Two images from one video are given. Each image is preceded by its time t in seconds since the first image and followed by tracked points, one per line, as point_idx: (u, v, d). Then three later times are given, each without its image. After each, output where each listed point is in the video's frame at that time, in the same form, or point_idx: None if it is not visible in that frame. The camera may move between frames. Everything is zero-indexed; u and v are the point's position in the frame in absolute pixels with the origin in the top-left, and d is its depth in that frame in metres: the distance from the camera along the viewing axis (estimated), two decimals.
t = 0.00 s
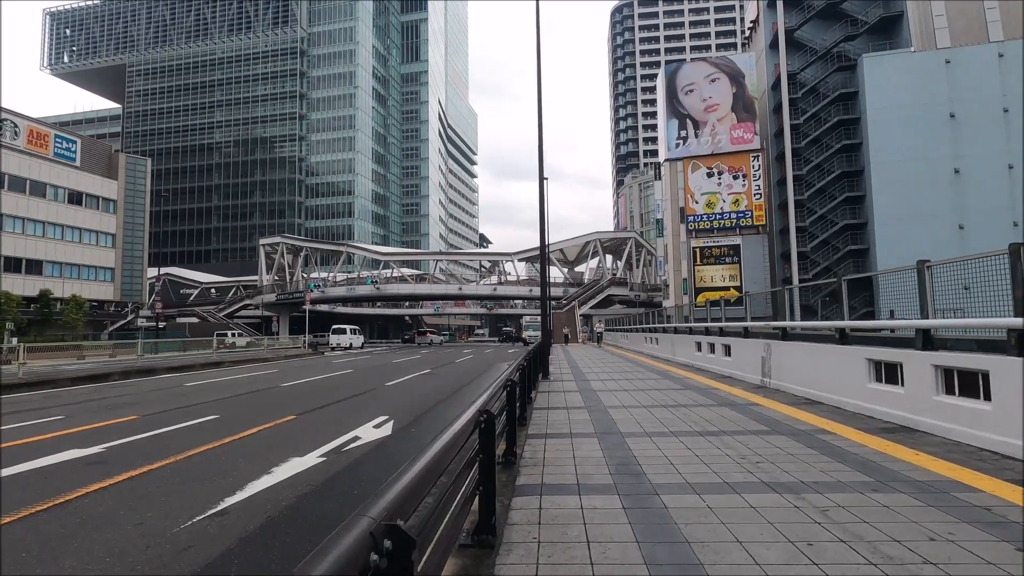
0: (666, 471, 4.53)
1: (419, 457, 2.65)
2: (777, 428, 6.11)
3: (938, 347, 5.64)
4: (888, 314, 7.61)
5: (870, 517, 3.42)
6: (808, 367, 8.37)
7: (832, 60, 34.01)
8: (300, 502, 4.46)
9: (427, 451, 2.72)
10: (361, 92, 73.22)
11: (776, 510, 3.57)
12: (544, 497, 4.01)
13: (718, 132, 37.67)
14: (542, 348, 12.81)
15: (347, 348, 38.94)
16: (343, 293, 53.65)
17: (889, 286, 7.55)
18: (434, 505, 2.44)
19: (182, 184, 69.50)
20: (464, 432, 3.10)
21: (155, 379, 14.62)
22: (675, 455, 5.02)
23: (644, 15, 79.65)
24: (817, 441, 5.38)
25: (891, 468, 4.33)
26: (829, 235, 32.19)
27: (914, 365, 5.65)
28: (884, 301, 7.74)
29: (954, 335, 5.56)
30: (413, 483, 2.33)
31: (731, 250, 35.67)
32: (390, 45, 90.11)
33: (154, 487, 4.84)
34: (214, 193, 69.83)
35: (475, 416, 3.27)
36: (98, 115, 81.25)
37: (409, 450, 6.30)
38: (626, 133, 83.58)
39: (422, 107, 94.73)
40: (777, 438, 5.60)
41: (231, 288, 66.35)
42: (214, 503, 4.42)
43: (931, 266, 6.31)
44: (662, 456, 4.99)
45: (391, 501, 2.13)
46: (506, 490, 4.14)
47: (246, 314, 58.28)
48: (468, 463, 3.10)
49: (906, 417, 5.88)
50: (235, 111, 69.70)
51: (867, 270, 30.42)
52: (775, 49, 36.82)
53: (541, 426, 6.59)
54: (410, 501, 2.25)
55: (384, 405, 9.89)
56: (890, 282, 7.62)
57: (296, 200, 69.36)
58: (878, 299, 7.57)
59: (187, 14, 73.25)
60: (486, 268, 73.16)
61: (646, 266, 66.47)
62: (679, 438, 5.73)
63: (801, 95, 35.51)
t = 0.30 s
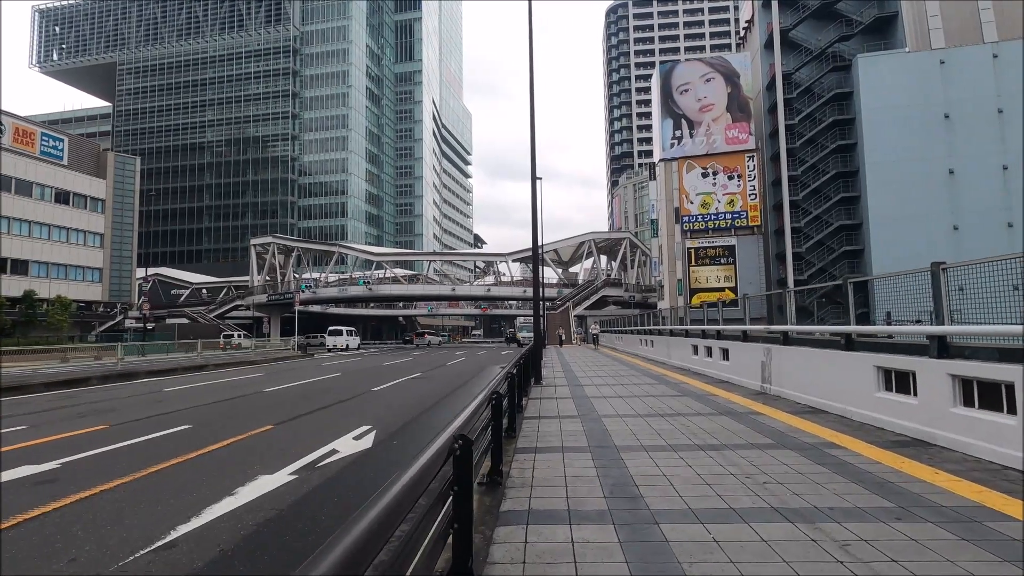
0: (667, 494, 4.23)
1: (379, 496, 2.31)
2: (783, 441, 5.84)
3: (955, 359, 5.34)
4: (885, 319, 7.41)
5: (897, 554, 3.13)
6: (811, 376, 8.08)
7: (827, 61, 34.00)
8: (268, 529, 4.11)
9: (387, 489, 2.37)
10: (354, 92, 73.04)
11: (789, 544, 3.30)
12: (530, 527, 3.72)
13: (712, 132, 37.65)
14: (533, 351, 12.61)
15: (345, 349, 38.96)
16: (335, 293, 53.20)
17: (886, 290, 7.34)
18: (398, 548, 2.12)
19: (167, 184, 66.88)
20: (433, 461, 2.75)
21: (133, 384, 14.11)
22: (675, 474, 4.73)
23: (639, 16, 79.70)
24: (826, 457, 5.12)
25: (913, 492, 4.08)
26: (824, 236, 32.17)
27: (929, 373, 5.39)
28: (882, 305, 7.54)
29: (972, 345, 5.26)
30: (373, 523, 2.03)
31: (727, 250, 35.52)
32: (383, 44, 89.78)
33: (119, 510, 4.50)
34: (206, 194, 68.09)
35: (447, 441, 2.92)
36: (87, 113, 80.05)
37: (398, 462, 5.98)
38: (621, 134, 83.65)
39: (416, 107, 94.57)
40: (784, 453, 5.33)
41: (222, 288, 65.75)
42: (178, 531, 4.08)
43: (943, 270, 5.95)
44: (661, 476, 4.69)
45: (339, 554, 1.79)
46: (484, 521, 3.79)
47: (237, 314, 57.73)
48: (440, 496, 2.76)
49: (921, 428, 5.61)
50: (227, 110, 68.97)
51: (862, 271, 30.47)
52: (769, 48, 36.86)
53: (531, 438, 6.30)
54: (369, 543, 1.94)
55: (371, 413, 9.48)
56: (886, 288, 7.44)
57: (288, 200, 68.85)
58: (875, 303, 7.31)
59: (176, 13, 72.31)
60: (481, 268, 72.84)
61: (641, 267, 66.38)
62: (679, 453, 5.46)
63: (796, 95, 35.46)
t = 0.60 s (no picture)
0: (674, 506, 3.95)
1: (353, 504, 2.04)
2: (796, 446, 5.57)
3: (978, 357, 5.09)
4: (882, 317, 7.21)
5: None
6: (815, 378, 7.86)
7: (823, 59, 33.89)
8: (238, 545, 3.80)
9: (365, 497, 2.09)
10: (348, 91, 73.06)
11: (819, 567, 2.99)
12: (523, 545, 3.43)
13: (709, 131, 37.49)
14: (529, 350, 12.41)
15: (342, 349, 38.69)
16: (328, 294, 52.60)
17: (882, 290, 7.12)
18: (377, 558, 1.88)
19: (156, 183, 63.75)
20: (412, 468, 2.45)
21: (118, 386, 13.74)
22: (683, 484, 4.45)
23: (634, 16, 79.37)
24: (844, 465, 4.85)
25: (944, 503, 3.82)
26: (821, 236, 32.10)
27: (952, 373, 5.14)
28: (877, 304, 7.33)
29: (996, 341, 5.04)
30: (357, 521, 1.84)
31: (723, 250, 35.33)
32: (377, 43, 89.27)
33: (85, 524, 4.17)
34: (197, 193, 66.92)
35: (423, 452, 2.63)
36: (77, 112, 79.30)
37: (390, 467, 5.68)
38: (616, 134, 83.34)
39: (411, 107, 94.14)
40: (797, 460, 5.07)
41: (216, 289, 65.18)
42: (144, 547, 3.76)
43: (967, 260, 5.63)
44: (669, 486, 4.41)
45: (317, 551, 1.60)
46: (468, 540, 3.48)
47: (230, 315, 57.18)
48: (417, 508, 2.46)
49: (942, 433, 5.38)
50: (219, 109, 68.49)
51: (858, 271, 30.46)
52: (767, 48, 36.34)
53: (525, 443, 6.03)
54: (347, 544, 1.74)
55: (360, 415, 9.15)
56: (883, 287, 7.23)
57: (281, 200, 68.86)
58: (871, 301, 7.07)
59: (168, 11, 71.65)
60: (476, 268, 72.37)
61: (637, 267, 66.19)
62: (684, 459, 5.19)
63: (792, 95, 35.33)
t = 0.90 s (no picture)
0: (685, 535, 3.64)
1: (320, 537, 1.78)
2: (812, 461, 5.29)
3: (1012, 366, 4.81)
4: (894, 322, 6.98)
5: None
6: (827, 383, 7.60)
7: (826, 58, 33.63)
8: None
9: (332, 529, 1.83)
10: (348, 92, 73.06)
11: None
12: None
13: (710, 130, 37.27)
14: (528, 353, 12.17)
15: (346, 351, 38.48)
16: (327, 295, 52.24)
17: (894, 292, 6.82)
18: None
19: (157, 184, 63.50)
20: (379, 509, 2.09)
21: (109, 390, 13.41)
22: (693, 508, 4.15)
23: (634, 16, 79.07)
24: (870, 484, 4.56)
25: (986, 531, 3.54)
26: (824, 236, 31.83)
27: (985, 383, 4.85)
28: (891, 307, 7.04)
29: None
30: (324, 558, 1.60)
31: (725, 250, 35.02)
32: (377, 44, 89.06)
33: (45, 550, 3.88)
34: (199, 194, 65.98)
35: (391, 490, 2.26)
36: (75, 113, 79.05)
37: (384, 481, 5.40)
38: (617, 134, 83.04)
39: (411, 107, 93.90)
40: (817, 478, 4.77)
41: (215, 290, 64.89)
42: None
43: (1002, 260, 5.25)
44: (678, 510, 4.10)
45: None
46: None
47: (229, 316, 56.84)
48: (384, 560, 2.09)
49: (973, 447, 5.09)
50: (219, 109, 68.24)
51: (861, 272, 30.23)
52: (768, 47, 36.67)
53: (520, 457, 5.75)
54: None
55: (353, 423, 8.82)
56: (896, 289, 6.94)
57: (281, 200, 69.06)
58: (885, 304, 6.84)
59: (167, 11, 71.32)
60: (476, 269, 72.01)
61: (638, 267, 65.86)
62: (694, 477, 4.89)
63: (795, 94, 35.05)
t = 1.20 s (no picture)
0: (688, 560, 3.34)
1: None
2: (826, 471, 4.98)
3: None
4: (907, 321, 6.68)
5: None
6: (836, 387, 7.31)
7: (828, 56, 33.40)
8: None
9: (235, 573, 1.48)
10: (347, 91, 71.80)
11: None
12: None
13: (711, 129, 37.04)
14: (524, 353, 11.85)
15: (350, 351, 38.27)
16: (325, 295, 51.93)
17: (904, 290, 6.52)
18: None
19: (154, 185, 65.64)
20: (300, 547, 1.72)
21: (94, 392, 13.02)
22: (697, 527, 3.84)
23: (634, 15, 78.86)
24: (894, 498, 4.23)
25: None
26: (826, 236, 31.51)
27: (1008, 386, 4.57)
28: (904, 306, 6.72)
29: None
30: None
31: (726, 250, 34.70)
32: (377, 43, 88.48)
33: None
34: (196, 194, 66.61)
35: (317, 526, 1.89)
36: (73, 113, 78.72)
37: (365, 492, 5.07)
38: (617, 135, 82.81)
39: (410, 107, 93.57)
40: (833, 491, 4.47)
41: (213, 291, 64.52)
42: None
43: None
44: (680, 530, 3.80)
45: None
46: None
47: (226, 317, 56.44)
48: None
49: (1004, 456, 4.79)
50: (218, 110, 67.74)
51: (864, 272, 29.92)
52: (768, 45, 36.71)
53: (509, 465, 5.46)
54: None
55: (340, 425, 8.53)
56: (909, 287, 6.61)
57: (279, 201, 67.94)
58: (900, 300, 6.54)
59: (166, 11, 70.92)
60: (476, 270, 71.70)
61: (638, 268, 65.50)
62: (698, 490, 4.57)
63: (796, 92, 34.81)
